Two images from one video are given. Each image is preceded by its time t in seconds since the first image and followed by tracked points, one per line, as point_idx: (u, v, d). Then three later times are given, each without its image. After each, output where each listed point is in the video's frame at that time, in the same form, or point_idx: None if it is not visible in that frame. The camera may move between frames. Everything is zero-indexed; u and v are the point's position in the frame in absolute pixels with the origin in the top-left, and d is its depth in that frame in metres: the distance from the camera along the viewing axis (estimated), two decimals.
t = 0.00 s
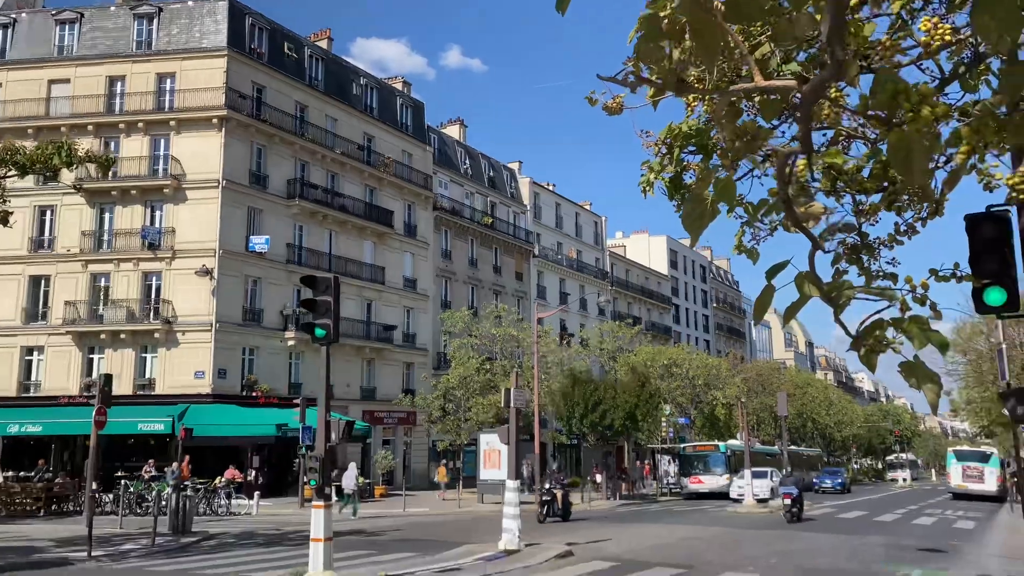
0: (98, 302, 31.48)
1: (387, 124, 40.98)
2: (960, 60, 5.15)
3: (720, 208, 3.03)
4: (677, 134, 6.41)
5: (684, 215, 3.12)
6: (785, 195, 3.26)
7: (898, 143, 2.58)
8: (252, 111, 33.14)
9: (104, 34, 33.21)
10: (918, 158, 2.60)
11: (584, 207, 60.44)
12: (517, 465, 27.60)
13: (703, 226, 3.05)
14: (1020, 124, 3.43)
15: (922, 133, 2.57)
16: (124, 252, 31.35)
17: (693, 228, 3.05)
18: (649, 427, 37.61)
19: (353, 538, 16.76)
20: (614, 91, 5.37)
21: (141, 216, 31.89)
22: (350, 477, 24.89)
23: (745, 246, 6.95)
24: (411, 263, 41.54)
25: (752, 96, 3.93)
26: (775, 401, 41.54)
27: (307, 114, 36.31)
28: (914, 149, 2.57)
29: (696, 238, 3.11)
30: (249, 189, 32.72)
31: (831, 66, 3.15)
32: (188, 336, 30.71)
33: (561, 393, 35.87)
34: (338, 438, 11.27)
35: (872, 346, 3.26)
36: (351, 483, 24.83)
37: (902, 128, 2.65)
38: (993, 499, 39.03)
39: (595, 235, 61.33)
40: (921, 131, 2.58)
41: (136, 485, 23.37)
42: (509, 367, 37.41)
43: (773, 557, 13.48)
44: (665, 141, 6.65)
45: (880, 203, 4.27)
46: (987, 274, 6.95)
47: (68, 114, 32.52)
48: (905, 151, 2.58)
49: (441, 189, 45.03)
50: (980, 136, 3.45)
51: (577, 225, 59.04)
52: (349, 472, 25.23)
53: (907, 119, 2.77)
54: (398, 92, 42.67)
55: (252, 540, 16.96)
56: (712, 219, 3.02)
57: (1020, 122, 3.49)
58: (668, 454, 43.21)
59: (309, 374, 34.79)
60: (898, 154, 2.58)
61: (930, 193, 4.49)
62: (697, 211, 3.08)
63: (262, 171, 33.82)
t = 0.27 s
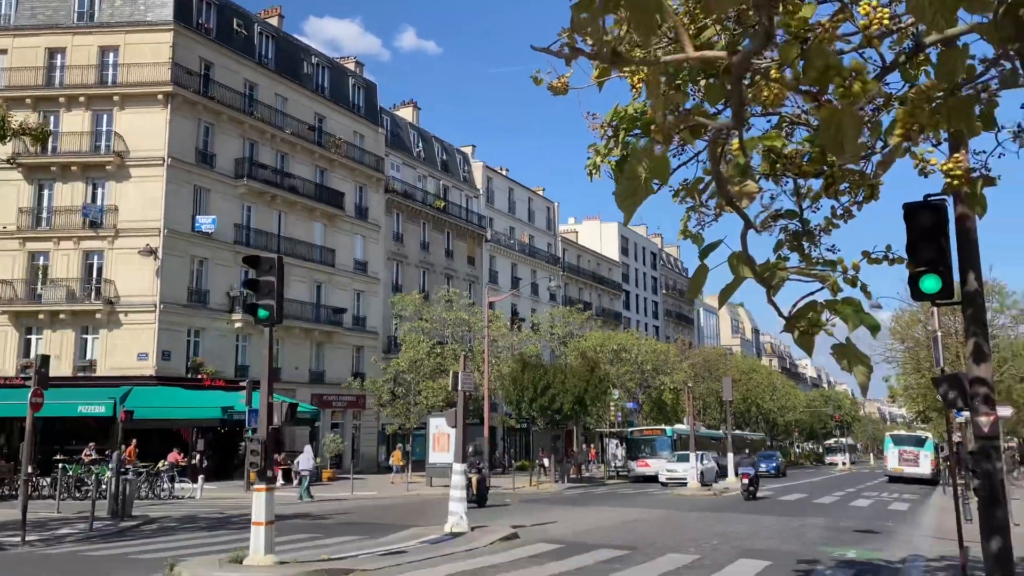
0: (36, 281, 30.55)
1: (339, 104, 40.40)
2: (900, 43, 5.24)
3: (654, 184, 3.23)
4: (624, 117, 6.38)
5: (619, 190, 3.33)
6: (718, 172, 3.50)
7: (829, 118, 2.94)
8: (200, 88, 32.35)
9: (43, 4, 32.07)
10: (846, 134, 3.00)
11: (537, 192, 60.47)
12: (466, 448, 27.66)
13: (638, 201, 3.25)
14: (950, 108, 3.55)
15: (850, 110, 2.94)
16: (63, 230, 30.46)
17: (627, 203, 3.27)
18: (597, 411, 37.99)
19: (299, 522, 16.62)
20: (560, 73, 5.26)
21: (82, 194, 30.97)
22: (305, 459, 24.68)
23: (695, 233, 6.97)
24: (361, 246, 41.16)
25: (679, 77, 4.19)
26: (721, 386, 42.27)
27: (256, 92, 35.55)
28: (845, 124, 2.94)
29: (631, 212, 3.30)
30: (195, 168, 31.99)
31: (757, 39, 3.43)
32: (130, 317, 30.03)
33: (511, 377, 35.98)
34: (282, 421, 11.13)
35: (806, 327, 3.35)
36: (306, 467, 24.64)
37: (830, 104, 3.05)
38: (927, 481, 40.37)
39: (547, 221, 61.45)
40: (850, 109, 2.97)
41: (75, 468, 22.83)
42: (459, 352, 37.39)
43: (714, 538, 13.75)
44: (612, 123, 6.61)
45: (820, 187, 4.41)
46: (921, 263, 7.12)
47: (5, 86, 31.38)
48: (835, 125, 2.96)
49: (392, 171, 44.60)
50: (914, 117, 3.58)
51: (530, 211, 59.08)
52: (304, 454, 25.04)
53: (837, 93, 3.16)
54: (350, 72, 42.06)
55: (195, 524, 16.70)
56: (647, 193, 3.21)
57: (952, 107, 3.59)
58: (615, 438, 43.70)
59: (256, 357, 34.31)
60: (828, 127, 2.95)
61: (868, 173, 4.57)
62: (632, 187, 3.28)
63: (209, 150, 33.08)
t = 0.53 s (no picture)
0: None
1: (289, 86, 39.71)
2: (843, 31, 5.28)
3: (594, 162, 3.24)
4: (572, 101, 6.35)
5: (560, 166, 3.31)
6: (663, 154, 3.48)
7: (770, 94, 2.94)
8: (144, 66, 31.45)
9: None
10: (788, 111, 3.01)
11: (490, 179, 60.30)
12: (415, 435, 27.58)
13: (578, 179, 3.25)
14: (891, 90, 3.56)
15: (793, 84, 2.93)
16: None
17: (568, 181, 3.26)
18: (547, 398, 38.18)
19: (243, 509, 16.38)
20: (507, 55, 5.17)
21: (19, 173, 29.93)
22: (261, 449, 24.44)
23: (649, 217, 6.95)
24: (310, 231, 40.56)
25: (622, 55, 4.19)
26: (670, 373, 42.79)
27: (203, 72, 34.71)
28: (788, 98, 2.93)
29: (572, 190, 3.30)
30: (138, 149, 30.96)
31: (695, 11, 3.50)
32: (70, 300, 29.21)
33: (462, 364, 35.89)
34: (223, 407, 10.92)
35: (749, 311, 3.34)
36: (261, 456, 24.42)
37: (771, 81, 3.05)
38: (866, 467, 41.51)
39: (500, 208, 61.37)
40: (792, 85, 2.95)
41: (9, 456, 22.14)
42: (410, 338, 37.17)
43: (659, 523, 13.91)
44: (561, 107, 6.58)
45: (765, 171, 4.41)
46: (863, 252, 7.24)
47: None
48: (776, 101, 2.96)
49: (343, 155, 43.95)
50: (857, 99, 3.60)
51: (483, 198, 58.92)
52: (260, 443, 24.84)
53: (778, 67, 3.24)
54: (300, 53, 41.34)
55: (135, 512, 16.34)
56: (588, 170, 3.21)
57: (893, 91, 3.60)
58: (565, 424, 43.97)
59: (201, 343, 33.66)
60: (769, 103, 2.95)
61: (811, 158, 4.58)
62: (573, 161, 3.27)
63: (154, 130, 32.15)
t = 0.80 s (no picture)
0: None
1: (234, 70, 38.79)
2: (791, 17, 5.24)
3: (541, 137, 3.09)
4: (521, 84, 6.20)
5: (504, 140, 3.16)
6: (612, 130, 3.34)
7: (723, 61, 2.74)
8: (83, 46, 30.31)
9: None
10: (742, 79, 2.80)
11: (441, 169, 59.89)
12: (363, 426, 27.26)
13: (524, 154, 3.11)
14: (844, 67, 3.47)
15: (747, 51, 2.72)
16: None
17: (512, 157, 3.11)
18: (497, 388, 38.18)
19: (184, 502, 15.96)
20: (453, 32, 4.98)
21: None
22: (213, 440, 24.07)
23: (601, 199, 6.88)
24: (256, 218, 39.76)
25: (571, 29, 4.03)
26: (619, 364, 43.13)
27: (145, 53, 33.68)
28: (740, 67, 2.72)
29: (518, 166, 3.15)
30: (75, 131, 29.87)
31: None
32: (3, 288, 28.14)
33: (411, 355, 35.60)
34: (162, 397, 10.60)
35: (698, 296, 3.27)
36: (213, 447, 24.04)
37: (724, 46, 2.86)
38: (808, 455, 42.44)
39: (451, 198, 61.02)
40: (746, 52, 2.76)
41: None
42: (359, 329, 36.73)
43: (607, 511, 13.94)
44: (509, 90, 6.43)
45: (716, 154, 4.28)
46: (810, 240, 7.28)
47: None
48: (731, 69, 2.75)
49: (290, 142, 43.13)
50: (810, 75, 3.54)
51: (434, 187, 58.50)
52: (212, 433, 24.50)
53: (732, 31, 3.14)
54: (246, 37, 40.40)
55: (71, 506, 15.79)
56: (535, 145, 3.08)
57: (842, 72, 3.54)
58: (515, 414, 44.04)
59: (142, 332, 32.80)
60: (723, 71, 2.73)
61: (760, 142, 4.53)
62: (517, 133, 3.11)
63: (92, 112, 31.08)
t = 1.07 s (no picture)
0: None
1: (182, 59, 37.83)
2: (751, 9, 5.20)
3: (500, 115, 2.97)
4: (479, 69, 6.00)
5: (462, 115, 3.03)
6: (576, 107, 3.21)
7: (697, 33, 2.59)
8: (22, 32, 29.23)
9: None
10: (715, 55, 2.66)
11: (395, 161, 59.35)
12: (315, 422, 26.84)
13: (483, 130, 2.97)
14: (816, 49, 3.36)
15: (720, 23, 2.57)
16: None
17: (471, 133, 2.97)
18: (452, 383, 38.04)
19: (129, 502, 15.51)
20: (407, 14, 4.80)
21: None
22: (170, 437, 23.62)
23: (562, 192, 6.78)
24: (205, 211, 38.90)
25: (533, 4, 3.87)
26: (574, 357, 43.27)
27: (87, 41, 32.63)
28: (713, 39, 2.58)
29: (476, 142, 3.01)
30: (14, 120, 28.78)
31: None
32: None
33: (365, 349, 35.20)
34: (103, 394, 10.22)
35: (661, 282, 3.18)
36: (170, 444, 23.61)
37: (699, 17, 2.71)
38: (759, 446, 43.11)
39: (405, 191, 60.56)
40: (721, 25, 2.61)
41: None
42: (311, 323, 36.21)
43: (561, 505, 13.91)
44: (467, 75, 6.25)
45: (679, 138, 4.15)
46: (764, 233, 7.27)
47: None
48: (704, 41, 2.60)
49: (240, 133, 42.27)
50: (779, 55, 3.46)
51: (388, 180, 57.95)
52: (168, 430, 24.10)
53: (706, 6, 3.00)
54: (194, 25, 39.46)
55: (9, 508, 15.21)
56: (495, 121, 2.95)
57: (813, 49, 3.52)
58: (470, 408, 43.90)
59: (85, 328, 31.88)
60: (694, 43, 2.59)
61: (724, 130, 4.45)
62: (474, 110, 2.98)
63: (32, 101, 29.99)
